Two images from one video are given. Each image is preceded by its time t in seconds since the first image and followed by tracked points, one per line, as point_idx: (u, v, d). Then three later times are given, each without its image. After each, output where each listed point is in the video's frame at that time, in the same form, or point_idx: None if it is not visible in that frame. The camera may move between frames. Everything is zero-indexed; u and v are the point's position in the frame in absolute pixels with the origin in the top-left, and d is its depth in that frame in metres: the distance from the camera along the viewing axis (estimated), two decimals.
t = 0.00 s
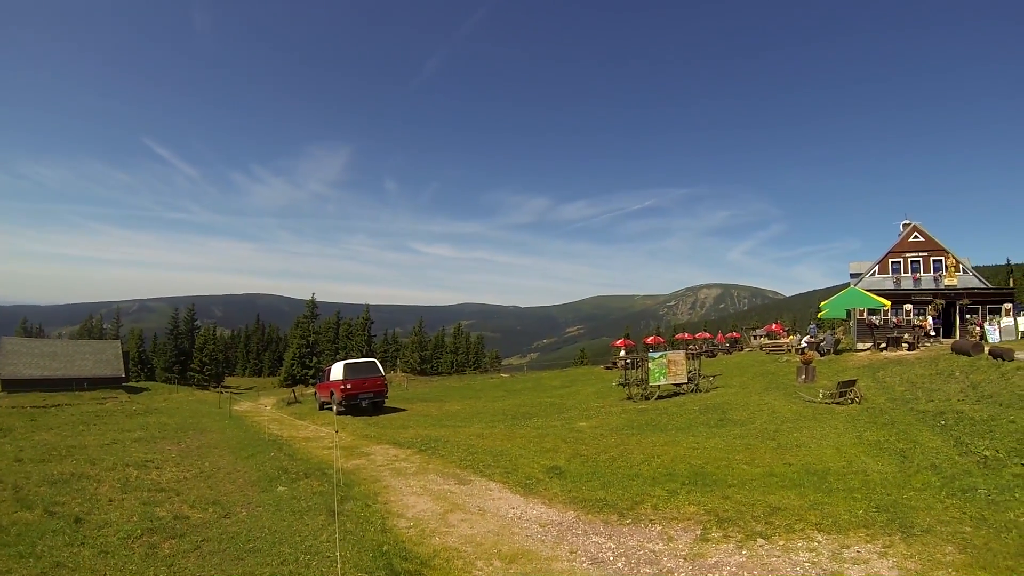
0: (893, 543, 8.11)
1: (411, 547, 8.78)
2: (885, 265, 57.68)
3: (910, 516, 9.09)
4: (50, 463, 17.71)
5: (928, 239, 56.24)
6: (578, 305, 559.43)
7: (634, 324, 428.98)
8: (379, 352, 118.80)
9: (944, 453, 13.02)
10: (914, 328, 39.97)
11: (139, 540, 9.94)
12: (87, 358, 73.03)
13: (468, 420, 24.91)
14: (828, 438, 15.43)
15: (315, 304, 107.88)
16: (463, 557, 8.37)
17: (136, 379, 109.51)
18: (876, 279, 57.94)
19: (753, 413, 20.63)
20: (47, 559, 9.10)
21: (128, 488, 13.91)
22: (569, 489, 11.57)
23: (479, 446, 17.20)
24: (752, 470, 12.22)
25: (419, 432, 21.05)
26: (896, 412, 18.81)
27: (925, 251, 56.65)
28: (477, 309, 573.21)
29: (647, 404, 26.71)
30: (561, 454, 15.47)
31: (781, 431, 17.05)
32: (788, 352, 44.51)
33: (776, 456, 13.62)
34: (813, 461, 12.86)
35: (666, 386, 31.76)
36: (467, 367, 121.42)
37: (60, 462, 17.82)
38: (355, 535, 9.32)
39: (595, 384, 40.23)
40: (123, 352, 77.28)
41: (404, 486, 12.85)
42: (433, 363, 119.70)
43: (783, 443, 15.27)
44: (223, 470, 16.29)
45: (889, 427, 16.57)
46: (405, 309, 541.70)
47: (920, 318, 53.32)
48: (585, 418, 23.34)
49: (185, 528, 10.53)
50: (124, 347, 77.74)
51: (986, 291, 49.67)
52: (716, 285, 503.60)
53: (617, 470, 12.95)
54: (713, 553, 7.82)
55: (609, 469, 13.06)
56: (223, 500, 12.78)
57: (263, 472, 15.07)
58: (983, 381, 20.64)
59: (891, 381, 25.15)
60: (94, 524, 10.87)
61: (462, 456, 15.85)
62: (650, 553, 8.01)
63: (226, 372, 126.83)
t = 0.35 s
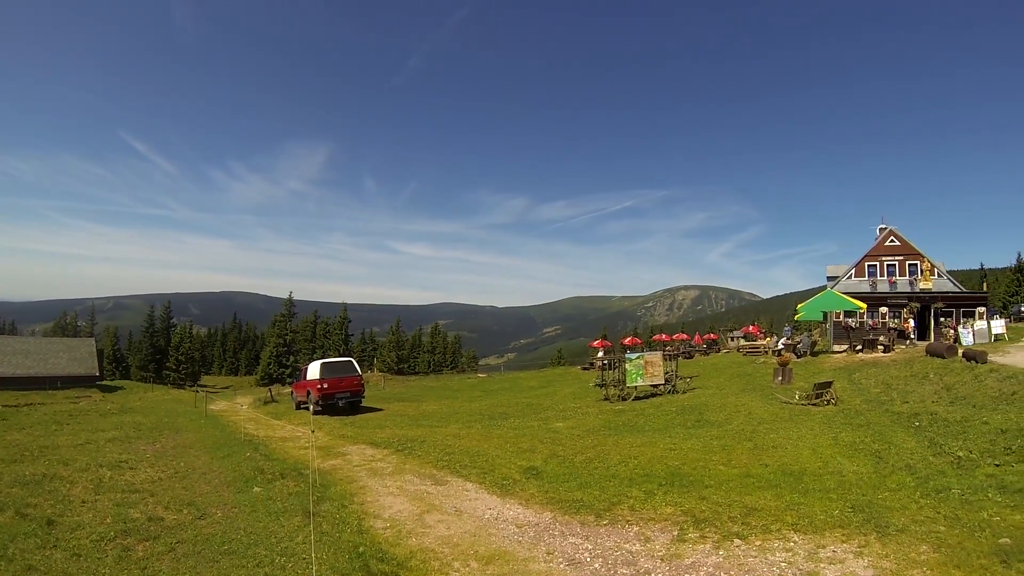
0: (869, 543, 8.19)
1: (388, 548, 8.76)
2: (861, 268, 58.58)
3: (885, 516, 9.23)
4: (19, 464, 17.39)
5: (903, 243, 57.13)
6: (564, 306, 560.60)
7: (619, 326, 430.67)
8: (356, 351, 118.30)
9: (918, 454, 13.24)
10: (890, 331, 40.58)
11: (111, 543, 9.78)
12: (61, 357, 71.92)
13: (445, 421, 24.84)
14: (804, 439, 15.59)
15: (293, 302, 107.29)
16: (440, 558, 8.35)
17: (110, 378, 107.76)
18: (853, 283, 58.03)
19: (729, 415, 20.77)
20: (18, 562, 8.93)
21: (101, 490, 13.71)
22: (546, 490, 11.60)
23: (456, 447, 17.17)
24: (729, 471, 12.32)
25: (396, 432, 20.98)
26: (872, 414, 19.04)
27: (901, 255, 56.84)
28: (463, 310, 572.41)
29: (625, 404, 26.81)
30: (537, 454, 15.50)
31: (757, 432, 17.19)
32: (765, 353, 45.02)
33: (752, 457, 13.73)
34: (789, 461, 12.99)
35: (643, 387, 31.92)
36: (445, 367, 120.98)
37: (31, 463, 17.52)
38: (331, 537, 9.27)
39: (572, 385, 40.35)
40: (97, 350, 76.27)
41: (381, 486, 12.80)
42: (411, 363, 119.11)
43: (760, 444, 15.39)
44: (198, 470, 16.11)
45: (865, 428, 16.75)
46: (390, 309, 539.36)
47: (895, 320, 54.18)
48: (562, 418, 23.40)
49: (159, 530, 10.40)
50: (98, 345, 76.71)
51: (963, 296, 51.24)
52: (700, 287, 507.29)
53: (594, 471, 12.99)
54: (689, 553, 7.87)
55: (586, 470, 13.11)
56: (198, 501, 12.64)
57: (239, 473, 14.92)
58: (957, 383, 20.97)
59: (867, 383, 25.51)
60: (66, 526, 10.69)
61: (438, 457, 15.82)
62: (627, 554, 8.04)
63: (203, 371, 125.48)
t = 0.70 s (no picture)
0: (844, 543, 8.30)
1: (363, 554, 8.74)
2: (835, 272, 58.91)
3: (860, 516, 9.37)
4: None
5: (876, 247, 57.66)
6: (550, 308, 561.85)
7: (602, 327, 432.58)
8: (333, 355, 117.60)
9: (892, 454, 13.46)
10: (864, 334, 41.29)
11: (84, 552, 9.64)
12: (32, 362, 70.61)
13: (421, 425, 24.82)
14: (779, 441, 15.76)
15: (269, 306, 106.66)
16: (416, 563, 8.36)
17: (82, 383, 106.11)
18: (826, 286, 58.62)
19: (706, 417, 20.94)
20: None
21: (72, 497, 13.51)
22: (522, 494, 11.65)
23: (432, 451, 17.17)
24: (705, 473, 12.44)
25: (373, 437, 20.94)
26: (847, 415, 19.32)
27: (875, 259, 57.41)
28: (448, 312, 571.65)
29: (601, 408, 26.96)
30: (513, 458, 15.53)
31: (733, 434, 17.37)
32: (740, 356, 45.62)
33: (728, 460, 13.86)
34: (763, 463, 13.14)
35: (620, 391, 32.11)
36: (422, 371, 120.67)
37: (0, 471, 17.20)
38: (308, 543, 9.23)
39: (548, 388, 40.49)
40: (70, 354, 75.05)
41: (357, 491, 12.77)
42: (387, 367, 118.19)
43: (735, 446, 15.56)
44: (172, 477, 15.96)
45: (840, 429, 16.98)
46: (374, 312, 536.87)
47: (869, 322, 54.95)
48: (539, 422, 23.47)
49: (132, 538, 10.27)
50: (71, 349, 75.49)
51: (935, 298, 52.55)
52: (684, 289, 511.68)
53: (571, 474, 13.06)
54: (667, 555, 7.93)
55: (561, 473, 13.21)
56: (172, 508, 12.50)
57: (214, 478, 14.79)
58: (930, 385, 21.36)
59: (841, 385, 25.92)
60: (36, 535, 10.51)
61: (415, 461, 15.80)
62: (604, 557, 8.08)
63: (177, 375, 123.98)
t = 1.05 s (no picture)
0: (817, 543, 8.46)
1: (339, 561, 8.81)
2: (809, 277, 61.00)
3: (833, 516, 9.55)
4: None
5: (848, 253, 59.97)
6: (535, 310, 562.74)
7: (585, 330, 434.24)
8: (307, 360, 116.95)
9: (863, 456, 13.75)
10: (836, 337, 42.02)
11: (56, 562, 9.54)
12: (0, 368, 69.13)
13: (395, 430, 24.78)
14: (752, 445, 16.00)
15: (242, 310, 106.32)
16: (391, 569, 8.42)
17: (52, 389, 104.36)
18: (800, 291, 60.41)
19: (679, 422, 21.16)
20: None
21: (41, 506, 13.31)
22: (497, 500, 11.77)
23: (407, 456, 17.20)
24: (679, 477, 12.63)
25: (347, 443, 20.89)
26: (818, 418, 19.65)
27: (847, 264, 60.16)
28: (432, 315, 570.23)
29: (575, 413, 27.09)
30: (487, 464, 15.64)
31: (706, 438, 17.60)
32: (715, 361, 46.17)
33: (701, 463, 14.07)
34: (735, 467, 13.35)
35: (594, 396, 32.29)
36: (396, 376, 120.24)
37: None
38: (284, 550, 9.25)
39: (523, 394, 40.60)
40: (39, 359, 73.64)
41: (332, 498, 12.78)
42: (360, 372, 117.07)
43: (708, 449, 15.79)
44: (143, 484, 15.78)
45: (812, 432, 17.29)
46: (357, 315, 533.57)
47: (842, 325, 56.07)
48: (513, 427, 23.56)
49: (105, 547, 10.18)
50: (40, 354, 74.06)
51: (907, 303, 52.93)
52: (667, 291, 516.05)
53: (545, 479, 13.24)
54: (641, 559, 8.06)
55: (536, 479, 13.35)
56: (144, 516, 12.39)
57: (187, 486, 14.67)
58: (900, 387, 21.81)
59: (813, 388, 26.34)
60: (3, 546, 10.34)
61: (390, 467, 15.84)
62: (580, 562, 8.20)
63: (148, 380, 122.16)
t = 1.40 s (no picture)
0: (796, 545, 8.57)
1: (318, 563, 8.82)
2: (788, 281, 61.74)
3: (810, 518, 9.68)
4: None
5: (827, 258, 60.80)
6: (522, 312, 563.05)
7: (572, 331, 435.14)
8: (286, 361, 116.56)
9: (842, 458, 13.92)
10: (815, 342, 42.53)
11: (31, 565, 9.43)
12: None
13: (373, 432, 24.74)
14: (730, 448, 16.14)
15: (221, 310, 105.40)
16: (369, 571, 8.45)
17: (27, 388, 102.76)
18: (780, 296, 61.11)
19: (658, 425, 21.29)
20: None
21: (14, 508, 13.12)
22: (475, 502, 11.83)
23: (386, 458, 17.19)
24: (658, 480, 12.74)
25: (325, 444, 20.80)
26: (797, 421, 19.84)
27: (826, 270, 60.96)
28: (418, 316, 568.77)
29: (554, 416, 27.14)
30: (466, 466, 15.67)
31: (685, 441, 17.76)
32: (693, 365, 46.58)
33: (680, 466, 14.19)
34: (713, 470, 13.49)
35: (573, 399, 32.40)
36: (375, 378, 119.79)
37: None
38: (263, 552, 9.25)
39: (502, 396, 40.65)
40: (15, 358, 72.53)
41: (311, 499, 12.77)
42: (339, 374, 115.97)
43: (687, 453, 15.90)
44: (120, 486, 15.62)
45: (790, 435, 17.46)
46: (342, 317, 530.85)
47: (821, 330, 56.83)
48: (492, 430, 23.60)
49: (81, 550, 10.09)
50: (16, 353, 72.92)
51: (884, 309, 53.53)
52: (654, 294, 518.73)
53: (524, 482, 13.32)
54: (621, 561, 8.15)
55: (513, 481, 13.42)
56: (121, 518, 12.27)
57: (165, 487, 14.56)
58: (877, 391, 22.11)
59: (791, 392, 26.63)
60: None
61: (369, 469, 15.81)
62: (560, 563, 8.29)
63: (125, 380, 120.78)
